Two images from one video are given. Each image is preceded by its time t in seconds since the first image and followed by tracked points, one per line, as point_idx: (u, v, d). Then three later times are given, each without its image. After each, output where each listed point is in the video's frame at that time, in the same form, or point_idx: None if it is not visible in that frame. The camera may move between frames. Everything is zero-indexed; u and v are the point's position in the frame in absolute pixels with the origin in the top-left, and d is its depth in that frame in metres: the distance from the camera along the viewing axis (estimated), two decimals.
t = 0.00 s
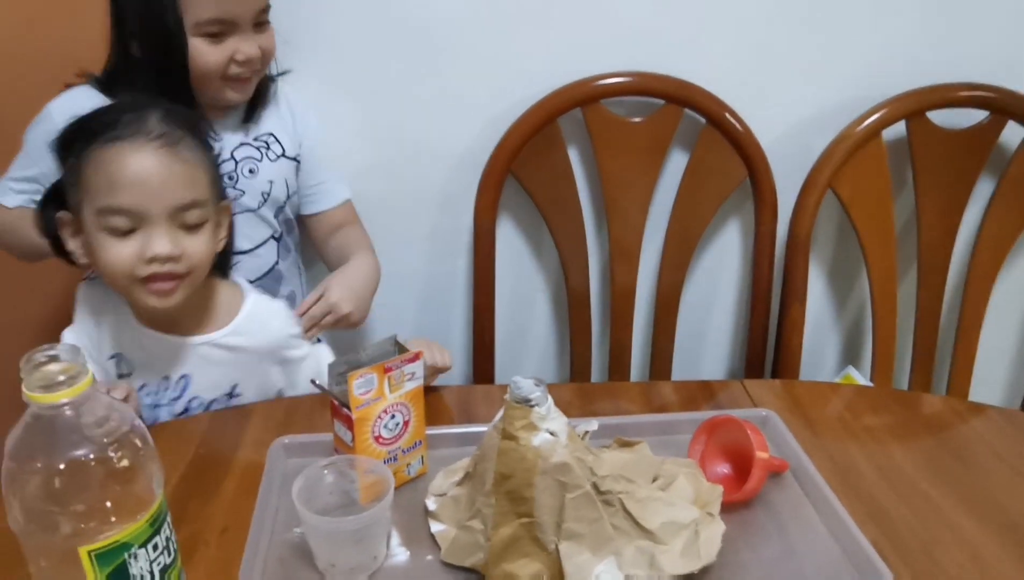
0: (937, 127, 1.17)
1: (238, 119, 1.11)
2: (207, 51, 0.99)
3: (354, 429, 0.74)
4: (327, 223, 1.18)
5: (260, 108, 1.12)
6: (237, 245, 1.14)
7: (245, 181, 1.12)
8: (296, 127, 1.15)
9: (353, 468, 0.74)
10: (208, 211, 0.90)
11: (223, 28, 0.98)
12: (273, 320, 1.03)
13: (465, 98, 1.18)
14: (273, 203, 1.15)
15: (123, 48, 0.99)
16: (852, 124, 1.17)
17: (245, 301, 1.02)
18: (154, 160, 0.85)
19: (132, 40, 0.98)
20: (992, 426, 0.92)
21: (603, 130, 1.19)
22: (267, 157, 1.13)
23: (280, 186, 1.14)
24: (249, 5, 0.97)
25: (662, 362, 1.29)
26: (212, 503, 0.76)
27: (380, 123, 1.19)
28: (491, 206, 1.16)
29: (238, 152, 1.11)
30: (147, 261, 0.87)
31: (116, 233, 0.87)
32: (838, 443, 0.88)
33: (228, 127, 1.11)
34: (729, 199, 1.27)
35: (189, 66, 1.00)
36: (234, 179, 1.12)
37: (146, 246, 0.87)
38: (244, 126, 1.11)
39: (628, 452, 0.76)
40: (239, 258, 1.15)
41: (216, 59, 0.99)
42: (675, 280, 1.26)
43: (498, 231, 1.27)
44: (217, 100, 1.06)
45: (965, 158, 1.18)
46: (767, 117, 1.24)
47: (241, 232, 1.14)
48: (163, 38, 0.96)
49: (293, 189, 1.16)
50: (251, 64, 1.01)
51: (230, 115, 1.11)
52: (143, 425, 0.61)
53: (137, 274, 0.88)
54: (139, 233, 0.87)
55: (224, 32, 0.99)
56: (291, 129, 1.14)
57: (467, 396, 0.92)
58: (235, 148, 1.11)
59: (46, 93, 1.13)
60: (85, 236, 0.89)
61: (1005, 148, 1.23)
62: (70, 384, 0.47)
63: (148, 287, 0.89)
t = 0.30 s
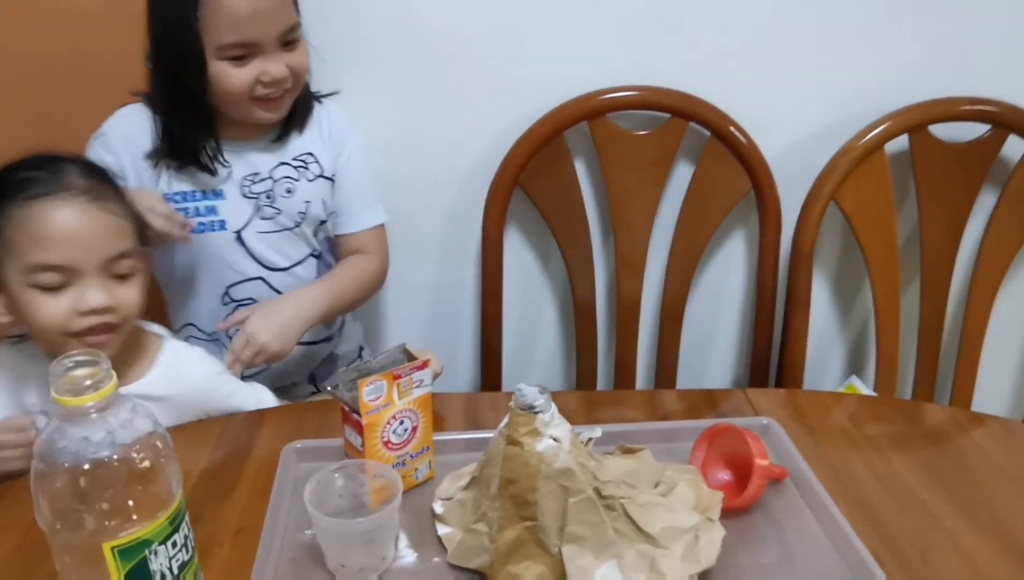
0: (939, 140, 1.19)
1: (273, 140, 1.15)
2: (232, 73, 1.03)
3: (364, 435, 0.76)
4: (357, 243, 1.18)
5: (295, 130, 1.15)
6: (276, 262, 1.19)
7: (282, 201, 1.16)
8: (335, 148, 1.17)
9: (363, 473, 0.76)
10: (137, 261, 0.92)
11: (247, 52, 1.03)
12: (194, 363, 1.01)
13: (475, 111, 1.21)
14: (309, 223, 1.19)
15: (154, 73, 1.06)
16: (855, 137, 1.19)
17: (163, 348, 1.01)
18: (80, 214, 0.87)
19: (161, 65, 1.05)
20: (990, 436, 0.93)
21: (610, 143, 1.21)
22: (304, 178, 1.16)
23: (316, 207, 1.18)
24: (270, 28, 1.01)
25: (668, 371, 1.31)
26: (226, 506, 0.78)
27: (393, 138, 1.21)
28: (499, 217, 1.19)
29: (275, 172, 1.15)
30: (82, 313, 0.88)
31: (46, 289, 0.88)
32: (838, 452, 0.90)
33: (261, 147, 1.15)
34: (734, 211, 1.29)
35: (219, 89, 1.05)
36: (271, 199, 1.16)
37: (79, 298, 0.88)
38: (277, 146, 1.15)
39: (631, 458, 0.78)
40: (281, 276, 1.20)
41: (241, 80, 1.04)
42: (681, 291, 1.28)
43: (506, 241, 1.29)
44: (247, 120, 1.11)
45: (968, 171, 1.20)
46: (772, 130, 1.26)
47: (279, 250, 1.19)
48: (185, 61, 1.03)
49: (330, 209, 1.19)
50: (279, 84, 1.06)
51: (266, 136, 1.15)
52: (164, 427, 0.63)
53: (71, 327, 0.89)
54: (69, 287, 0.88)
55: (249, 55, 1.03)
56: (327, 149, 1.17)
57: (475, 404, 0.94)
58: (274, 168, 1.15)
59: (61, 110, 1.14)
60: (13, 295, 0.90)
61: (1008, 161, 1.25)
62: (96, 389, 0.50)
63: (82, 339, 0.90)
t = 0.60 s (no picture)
0: (948, 156, 1.20)
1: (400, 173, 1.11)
2: (346, 104, 0.98)
3: (382, 442, 0.78)
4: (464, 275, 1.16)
5: (418, 162, 1.11)
6: (397, 300, 1.13)
7: (414, 237, 1.11)
8: (458, 180, 1.14)
9: (380, 479, 0.78)
10: (128, 243, 0.93)
11: (359, 79, 0.96)
12: (198, 358, 1.02)
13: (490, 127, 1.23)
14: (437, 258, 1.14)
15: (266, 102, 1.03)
16: (865, 153, 1.21)
17: (168, 341, 1.02)
18: (62, 206, 0.87)
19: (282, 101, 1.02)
20: (1001, 451, 0.94)
21: (622, 159, 1.23)
22: (435, 212, 1.12)
23: (444, 242, 1.14)
24: (386, 53, 0.95)
25: (679, 383, 1.33)
26: (247, 511, 0.80)
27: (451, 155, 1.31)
28: (514, 230, 1.21)
29: (406, 205, 1.11)
30: (89, 305, 0.89)
31: (49, 288, 0.88)
32: (848, 464, 0.91)
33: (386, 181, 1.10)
34: (745, 226, 1.31)
35: (332, 118, 1.00)
36: (402, 233, 1.11)
37: (83, 291, 0.89)
38: (400, 179, 1.11)
39: (642, 468, 0.80)
40: (405, 314, 1.14)
41: (353, 110, 0.98)
42: (692, 304, 1.30)
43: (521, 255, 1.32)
44: (369, 153, 1.06)
45: (977, 187, 1.21)
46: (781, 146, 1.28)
47: (407, 289, 1.13)
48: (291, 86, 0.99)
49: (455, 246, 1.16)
50: (395, 113, 0.99)
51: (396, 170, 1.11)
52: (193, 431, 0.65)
53: (83, 323, 0.90)
54: (70, 283, 0.89)
55: (362, 83, 0.97)
56: (454, 181, 1.14)
57: (489, 414, 0.96)
58: (404, 203, 1.11)
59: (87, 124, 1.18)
60: (17, 303, 0.90)
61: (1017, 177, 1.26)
62: (130, 394, 0.52)
63: (92, 333, 0.91)
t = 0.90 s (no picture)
0: (944, 166, 1.22)
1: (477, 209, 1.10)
2: (415, 130, 0.94)
3: (382, 447, 0.79)
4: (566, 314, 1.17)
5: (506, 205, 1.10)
6: (450, 338, 1.14)
7: (477, 276, 1.11)
8: (541, 224, 1.12)
9: (380, 483, 0.79)
10: (116, 245, 0.94)
11: (430, 105, 0.93)
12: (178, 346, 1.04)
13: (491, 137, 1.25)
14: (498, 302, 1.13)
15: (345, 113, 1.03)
16: (861, 163, 1.22)
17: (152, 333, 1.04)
18: (51, 210, 0.88)
19: (363, 112, 1.00)
20: (993, 458, 0.95)
21: (622, 168, 1.25)
22: (506, 255, 1.11)
23: (511, 288, 1.12)
24: (459, 79, 0.91)
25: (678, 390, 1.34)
26: (249, 514, 0.82)
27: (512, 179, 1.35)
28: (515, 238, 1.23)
29: (475, 244, 1.10)
30: (75, 306, 0.90)
31: (36, 288, 0.90)
32: (842, 471, 0.92)
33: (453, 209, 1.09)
34: (743, 234, 1.32)
35: (401, 143, 0.96)
36: (465, 272, 1.11)
37: (69, 292, 0.90)
38: (478, 216, 1.10)
39: (639, 474, 0.81)
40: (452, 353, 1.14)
41: (421, 137, 0.94)
42: (691, 312, 1.31)
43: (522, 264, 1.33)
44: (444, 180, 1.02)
45: (973, 197, 1.22)
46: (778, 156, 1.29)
47: (458, 329, 1.13)
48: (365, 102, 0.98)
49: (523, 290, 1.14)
50: (465, 145, 0.94)
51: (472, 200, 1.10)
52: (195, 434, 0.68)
53: (68, 323, 0.91)
54: (57, 283, 0.90)
55: (432, 110, 0.93)
56: (535, 224, 1.11)
57: (488, 419, 0.97)
58: (475, 241, 1.10)
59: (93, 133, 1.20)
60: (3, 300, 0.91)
61: (1012, 187, 1.27)
62: (137, 398, 0.54)
63: (79, 332, 0.92)
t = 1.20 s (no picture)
0: (946, 169, 1.22)
1: (520, 226, 1.00)
2: (432, 160, 0.78)
3: (388, 443, 0.80)
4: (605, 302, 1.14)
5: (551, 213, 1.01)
6: (494, 364, 1.05)
7: (525, 298, 1.03)
8: (588, 229, 1.03)
9: (386, 479, 0.80)
10: (92, 225, 0.99)
11: (449, 135, 0.75)
12: (168, 312, 1.11)
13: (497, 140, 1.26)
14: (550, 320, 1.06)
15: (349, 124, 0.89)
16: (863, 165, 1.23)
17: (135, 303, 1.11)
18: (26, 195, 0.92)
19: (371, 122, 0.84)
20: (995, 456, 0.96)
21: (627, 170, 1.26)
22: (556, 270, 1.03)
23: (561, 300, 1.05)
24: (484, 104, 0.72)
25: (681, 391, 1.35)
26: (257, 510, 0.83)
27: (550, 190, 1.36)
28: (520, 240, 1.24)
29: (520, 264, 1.02)
30: (61, 286, 0.94)
31: (22, 273, 0.94)
32: (845, 472, 0.93)
33: (494, 233, 0.99)
34: (745, 236, 1.33)
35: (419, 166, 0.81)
36: (511, 295, 1.02)
37: (54, 274, 0.94)
38: (523, 231, 1.00)
39: (643, 471, 0.82)
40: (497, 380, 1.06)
41: (442, 169, 0.78)
42: (694, 313, 1.32)
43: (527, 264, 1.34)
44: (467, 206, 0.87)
45: (975, 199, 1.23)
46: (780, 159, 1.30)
47: (507, 354, 1.05)
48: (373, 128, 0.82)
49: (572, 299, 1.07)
50: (493, 179, 0.76)
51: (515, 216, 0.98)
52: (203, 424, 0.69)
53: (58, 304, 0.95)
54: (41, 265, 0.94)
55: (454, 140, 0.75)
56: (584, 229, 1.03)
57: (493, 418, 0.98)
58: (519, 259, 1.01)
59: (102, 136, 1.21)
60: None
61: (1014, 189, 1.28)
62: (149, 389, 0.55)
63: (69, 311, 0.96)
